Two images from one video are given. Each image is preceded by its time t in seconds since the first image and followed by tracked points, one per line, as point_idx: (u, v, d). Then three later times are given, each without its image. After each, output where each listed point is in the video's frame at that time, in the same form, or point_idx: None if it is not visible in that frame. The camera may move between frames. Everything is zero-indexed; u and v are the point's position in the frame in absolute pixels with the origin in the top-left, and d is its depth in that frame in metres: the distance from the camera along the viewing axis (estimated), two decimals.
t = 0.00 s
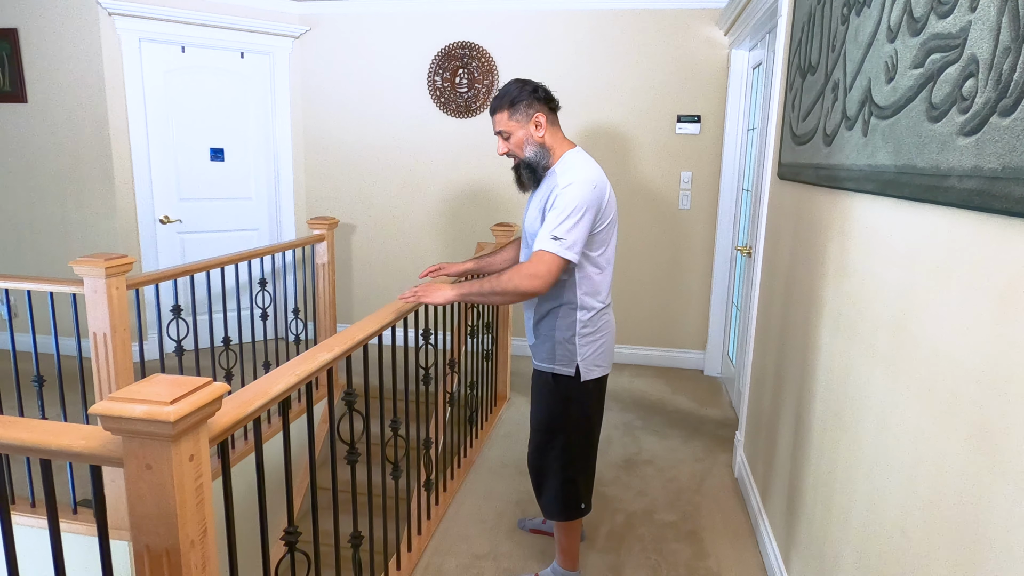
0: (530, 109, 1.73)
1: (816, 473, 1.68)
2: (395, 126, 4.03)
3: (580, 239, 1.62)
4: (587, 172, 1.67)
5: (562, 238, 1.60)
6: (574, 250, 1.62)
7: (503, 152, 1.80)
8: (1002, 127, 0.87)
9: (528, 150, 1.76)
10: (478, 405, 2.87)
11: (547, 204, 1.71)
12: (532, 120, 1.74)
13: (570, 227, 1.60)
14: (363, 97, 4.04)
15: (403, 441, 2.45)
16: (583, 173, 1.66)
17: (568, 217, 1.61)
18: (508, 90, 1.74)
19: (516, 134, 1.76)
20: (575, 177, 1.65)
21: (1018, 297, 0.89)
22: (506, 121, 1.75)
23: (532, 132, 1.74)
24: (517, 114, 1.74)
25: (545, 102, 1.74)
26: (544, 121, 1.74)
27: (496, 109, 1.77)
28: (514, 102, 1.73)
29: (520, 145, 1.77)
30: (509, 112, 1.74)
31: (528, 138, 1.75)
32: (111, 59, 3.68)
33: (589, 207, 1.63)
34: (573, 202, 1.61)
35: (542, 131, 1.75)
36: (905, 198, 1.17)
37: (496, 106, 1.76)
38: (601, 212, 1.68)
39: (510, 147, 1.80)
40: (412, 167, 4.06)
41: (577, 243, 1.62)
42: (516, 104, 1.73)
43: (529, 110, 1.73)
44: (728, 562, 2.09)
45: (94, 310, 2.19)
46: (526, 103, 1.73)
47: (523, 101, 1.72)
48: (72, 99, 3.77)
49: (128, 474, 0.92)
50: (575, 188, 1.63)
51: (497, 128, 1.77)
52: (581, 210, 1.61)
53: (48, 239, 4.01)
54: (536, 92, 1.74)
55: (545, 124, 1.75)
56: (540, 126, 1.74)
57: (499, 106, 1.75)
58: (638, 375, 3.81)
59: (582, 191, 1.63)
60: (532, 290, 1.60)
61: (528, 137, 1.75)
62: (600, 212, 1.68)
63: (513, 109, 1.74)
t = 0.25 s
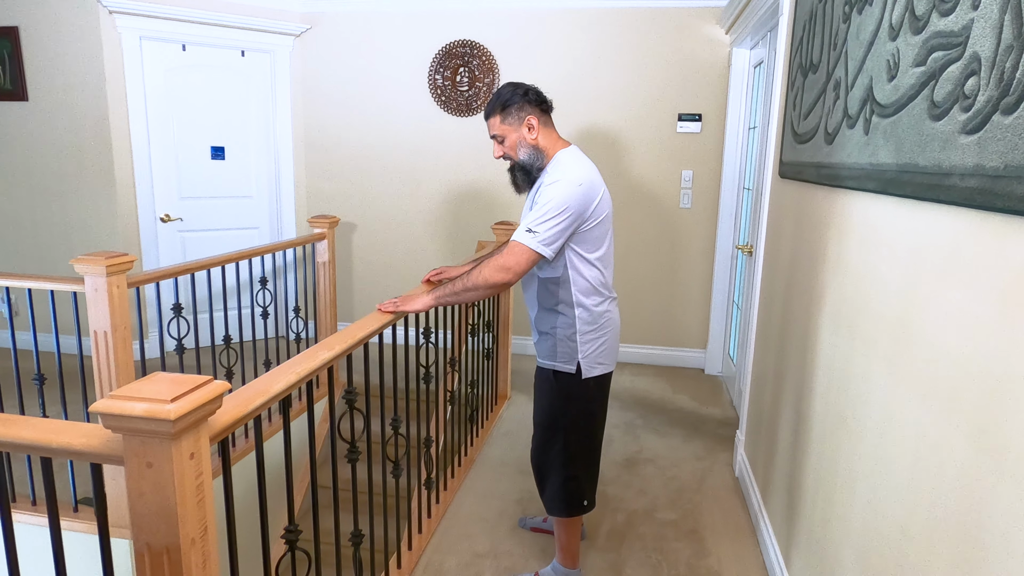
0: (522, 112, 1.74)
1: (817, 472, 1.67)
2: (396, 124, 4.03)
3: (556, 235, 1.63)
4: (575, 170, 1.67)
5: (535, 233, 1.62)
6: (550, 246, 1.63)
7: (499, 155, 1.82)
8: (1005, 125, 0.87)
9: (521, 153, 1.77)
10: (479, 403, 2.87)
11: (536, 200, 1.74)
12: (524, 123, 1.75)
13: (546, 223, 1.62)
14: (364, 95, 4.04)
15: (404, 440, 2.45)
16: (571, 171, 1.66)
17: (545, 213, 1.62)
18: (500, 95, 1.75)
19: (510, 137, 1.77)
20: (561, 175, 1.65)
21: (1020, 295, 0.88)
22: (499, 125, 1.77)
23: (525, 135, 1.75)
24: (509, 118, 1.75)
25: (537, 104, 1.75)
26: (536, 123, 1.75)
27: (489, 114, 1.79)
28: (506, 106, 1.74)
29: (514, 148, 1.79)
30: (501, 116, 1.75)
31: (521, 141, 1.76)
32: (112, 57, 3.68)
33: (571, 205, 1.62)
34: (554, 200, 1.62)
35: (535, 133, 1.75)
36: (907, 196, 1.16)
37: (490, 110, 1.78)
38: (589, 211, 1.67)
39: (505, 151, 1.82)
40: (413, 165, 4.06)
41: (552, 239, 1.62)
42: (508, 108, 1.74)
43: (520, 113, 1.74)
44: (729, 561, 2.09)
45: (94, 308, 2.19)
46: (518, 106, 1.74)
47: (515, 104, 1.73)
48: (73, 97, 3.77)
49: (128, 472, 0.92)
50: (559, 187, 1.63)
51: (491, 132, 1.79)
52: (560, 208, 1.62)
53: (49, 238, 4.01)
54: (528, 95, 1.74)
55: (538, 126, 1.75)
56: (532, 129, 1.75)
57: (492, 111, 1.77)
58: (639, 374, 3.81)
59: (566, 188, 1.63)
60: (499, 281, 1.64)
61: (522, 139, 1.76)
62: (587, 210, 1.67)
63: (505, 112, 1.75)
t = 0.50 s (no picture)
0: (519, 112, 1.74)
1: (818, 469, 1.67)
2: (398, 121, 4.02)
3: (556, 232, 1.62)
4: (574, 167, 1.66)
5: (535, 230, 1.62)
6: (551, 242, 1.63)
7: (499, 155, 1.83)
8: (1009, 121, 0.86)
9: (520, 152, 1.77)
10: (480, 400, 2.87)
11: (535, 197, 1.73)
12: (522, 122, 1.75)
13: (545, 220, 1.61)
14: (366, 92, 4.03)
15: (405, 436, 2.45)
16: (570, 168, 1.66)
17: (545, 210, 1.62)
18: (496, 95, 1.76)
19: (508, 137, 1.78)
20: (560, 172, 1.65)
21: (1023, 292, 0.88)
22: (497, 126, 1.77)
23: (522, 134, 1.75)
24: (506, 118, 1.75)
25: (533, 103, 1.74)
26: (533, 122, 1.75)
27: (488, 115, 1.80)
28: (503, 106, 1.75)
29: (513, 147, 1.79)
30: (498, 116, 1.76)
31: (519, 140, 1.76)
32: (114, 53, 3.67)
33: (571, 201, 1.62)
34: (553, 196, 1.62)
35: (532, 131, 1.75)
36: (910, 193, 1.16)
37: (488, 112, 1.79)
38: (589, 207, 1.67)
39: (505, 151, 1.82)
40: (414, 162, 4.05)
41: (552, 235, 1.62)
42: (505, 108, 1.75)
43: (517, 113, 1.74)
44: (729, 558, 2.09)
45: (96, 304, 2.19)
46: (514, 106, 1.74)
47: (511, 105, 1.73)
48: (75, 94, 3.77)
49: (130, 466, 0.92)
50: (558, 183, 1.63)
51: (490, 133, 1.80)
52: (560, 204, 1.61)
53: (50, 234, 4.01)
54: (524, 94, 1.74)
55: (536, 125, 1.75)
56: (530, 127, 1.75)
57: (489, 112, 1.78)
58: (640, 371, 3.81)
59: (565, 185, 1.63)
60: (503, 281, 1.64)
61: (520, 139, 1.76)
62: (587, 207, 1.66)
63: (502, 113, 1.75)
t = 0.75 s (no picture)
0: (523, 106, 1.73)
1: (818, 464, 1.68)
2: (400, 115, 4.02)
3: (559, 225, 1.62)
4: (577, 161, 1.66)
5: (538, 223, 1.61)
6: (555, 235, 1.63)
7: (502, 150, 1.82)
8: (1013, 115, 0.86)
9: (524, 146, 1.77)
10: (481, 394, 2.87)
11: (537, 191, 1.73)
12: (526, 117, 1.74)
13: (549, 213, 1.61)
14: (368, 86, 4.03)
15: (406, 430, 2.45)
16: (574, 162, 1.66)
17: (549, 203, 1.62)
18: (501, 89, 1.75)
19: (512, 131, 1.77)
20: (563, 166, 1.65)
21: None
22: (501, 120, 1.77)
23: (526, 128, 1.75)
24: (511, 112, 1.75)
25: (537, 98, 1.74)
26: (537, 117, 1.74)
27: (492, 109, 1.79)
28: (507, 100, 1.74)
29: (517, 142, 1.78)
30: (503, 110, 1.75)
31: (523, 134, 1.76)
32: (116, 45, 3.67)
33: (575, 195, 1.62)
34: (557, 190, 1.62)
35: (536, 126, 1.75)
36: (913, 188, 1.16)
37: (491, 105, 1.78)
38: (593, 202, 1.67)
39: (508, 145, 1.81)
40: (416, 156, 4.05)
41: (555, 228, 1.62)
42: (509, 102, 1.74)
43: (521, 107, 1.74)
44: (729, 553, 2.10)
45: (98, 295, 2.20)
46: (519, 100, 1.73)
47: (516, 99, 1.73)
48: (77, 86, 3.77)
49: (132, 456, 0.93)
50: (561, 177, 1.63)
51: (494, 127, 1.79)
52: (563, 198, 1.61)
53: (52, 226, 4.01)
54: (529, 88, 1.73)
55: (540, 119, 1.74)
56: (534, 122, 1.74)
57: (493, 106, 1.77)
58: (641, 366, 3.81)
59: (569, 179, 1.63)
60: (506, 274, 1.64)
61: (523, 133, 1.76)
62: (590, 201, 1.66)
63: (506, 107, 1.75)
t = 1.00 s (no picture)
0: (529, 105, 1.74)
1: (818, 462, 1.68)
2: (403, 111, 4.02)
3: (562, 225, 1.62)
4: (581, 161, 1.66)
5: (541, 222, 1.62)
6: (557, 235, 1.63)
7: (506, 148, 1.82)
8: (1017, 113, 0.86)
9: (528, 145, 1.77)
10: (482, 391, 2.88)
11: (541, 190, 1.73)
12: (531, 116, 1.74)
13: (552, 212, 1.62)
14: (370, 82, 4.02)
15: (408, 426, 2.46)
16: (577, 162, 1.66)
17: (552, 203, 1.62)
18: (506, 88, 1.75)
19: (516, 130, 1.77)
20: (567, 166, 1.65)
21: None
22: (506, 118, 1.76)
23: (531, 127, 1.75)
24: (516, 111, 1.75)
25: (543, 97, 1.74)
26: (542, 116, 1.74)
27: (496, 107, 1.79)
28: (513, 99, 1.74)
29: (521, 141, 1.78)
30: (508, 109, 1.75)
31: (528, 133, 1.76)
32: (119, 40, 3.67)
33: (578, 195, 1.62)
34: (560, 189, 1.62)
35: (541, 125, 1.75)
36: (915, 186, 1.16)
37: (496, 104, 1.78)
38: (595, 202, 1.67)
39: (512, 144, 1.81)
40: (418, 153, 4.05)
41: (557, 227, 1.62)
42: (514, 101, 1.74)
43: (527, 106, 1.74)
44: (729, 550, 2.10)
45: (101, 290, 2.20)
46: (524, 99, 1.73)
47: (521, 97, 1.73)
48: (80, 81, 3.77)
49: (135, 450, 0.93)
50: (565, 177, 1.63)
51: (498, 126, 1.79)
52: (566, 197, 1.61)
53: (55, 220, 4.02)
54: (534, 88, 1.74)
55: (545, 119, 1.75)
56: (539, 121, 1.75)
57: (498, 104, 1.77)
58: (642, 364, 3.82)
59: (572, 178, 1.63)
60: (508, 272, 1.64)
61: (528, 132, 1.75)
62: (593, 202, 1.66)
63: (512, 105, 1.74)
